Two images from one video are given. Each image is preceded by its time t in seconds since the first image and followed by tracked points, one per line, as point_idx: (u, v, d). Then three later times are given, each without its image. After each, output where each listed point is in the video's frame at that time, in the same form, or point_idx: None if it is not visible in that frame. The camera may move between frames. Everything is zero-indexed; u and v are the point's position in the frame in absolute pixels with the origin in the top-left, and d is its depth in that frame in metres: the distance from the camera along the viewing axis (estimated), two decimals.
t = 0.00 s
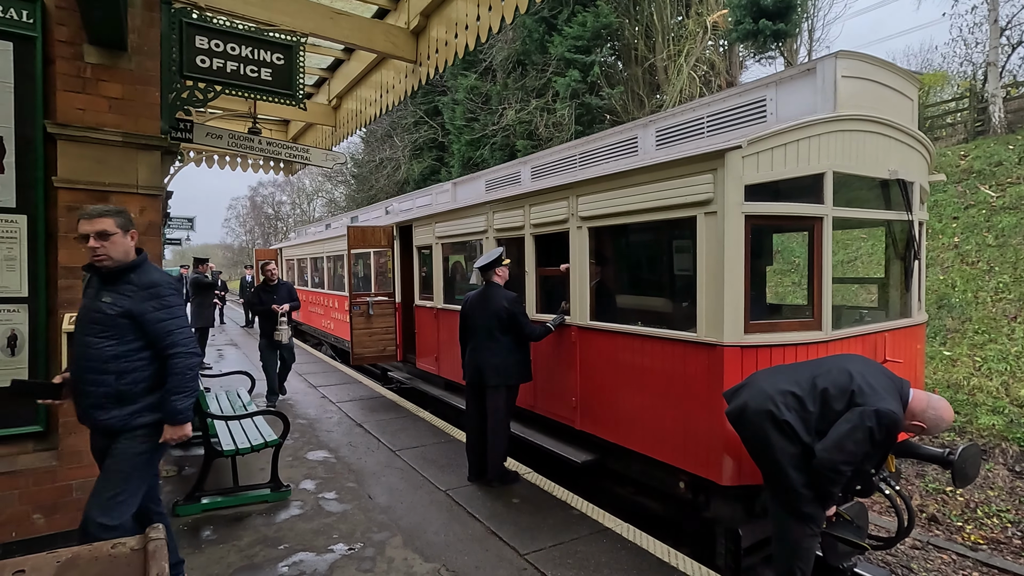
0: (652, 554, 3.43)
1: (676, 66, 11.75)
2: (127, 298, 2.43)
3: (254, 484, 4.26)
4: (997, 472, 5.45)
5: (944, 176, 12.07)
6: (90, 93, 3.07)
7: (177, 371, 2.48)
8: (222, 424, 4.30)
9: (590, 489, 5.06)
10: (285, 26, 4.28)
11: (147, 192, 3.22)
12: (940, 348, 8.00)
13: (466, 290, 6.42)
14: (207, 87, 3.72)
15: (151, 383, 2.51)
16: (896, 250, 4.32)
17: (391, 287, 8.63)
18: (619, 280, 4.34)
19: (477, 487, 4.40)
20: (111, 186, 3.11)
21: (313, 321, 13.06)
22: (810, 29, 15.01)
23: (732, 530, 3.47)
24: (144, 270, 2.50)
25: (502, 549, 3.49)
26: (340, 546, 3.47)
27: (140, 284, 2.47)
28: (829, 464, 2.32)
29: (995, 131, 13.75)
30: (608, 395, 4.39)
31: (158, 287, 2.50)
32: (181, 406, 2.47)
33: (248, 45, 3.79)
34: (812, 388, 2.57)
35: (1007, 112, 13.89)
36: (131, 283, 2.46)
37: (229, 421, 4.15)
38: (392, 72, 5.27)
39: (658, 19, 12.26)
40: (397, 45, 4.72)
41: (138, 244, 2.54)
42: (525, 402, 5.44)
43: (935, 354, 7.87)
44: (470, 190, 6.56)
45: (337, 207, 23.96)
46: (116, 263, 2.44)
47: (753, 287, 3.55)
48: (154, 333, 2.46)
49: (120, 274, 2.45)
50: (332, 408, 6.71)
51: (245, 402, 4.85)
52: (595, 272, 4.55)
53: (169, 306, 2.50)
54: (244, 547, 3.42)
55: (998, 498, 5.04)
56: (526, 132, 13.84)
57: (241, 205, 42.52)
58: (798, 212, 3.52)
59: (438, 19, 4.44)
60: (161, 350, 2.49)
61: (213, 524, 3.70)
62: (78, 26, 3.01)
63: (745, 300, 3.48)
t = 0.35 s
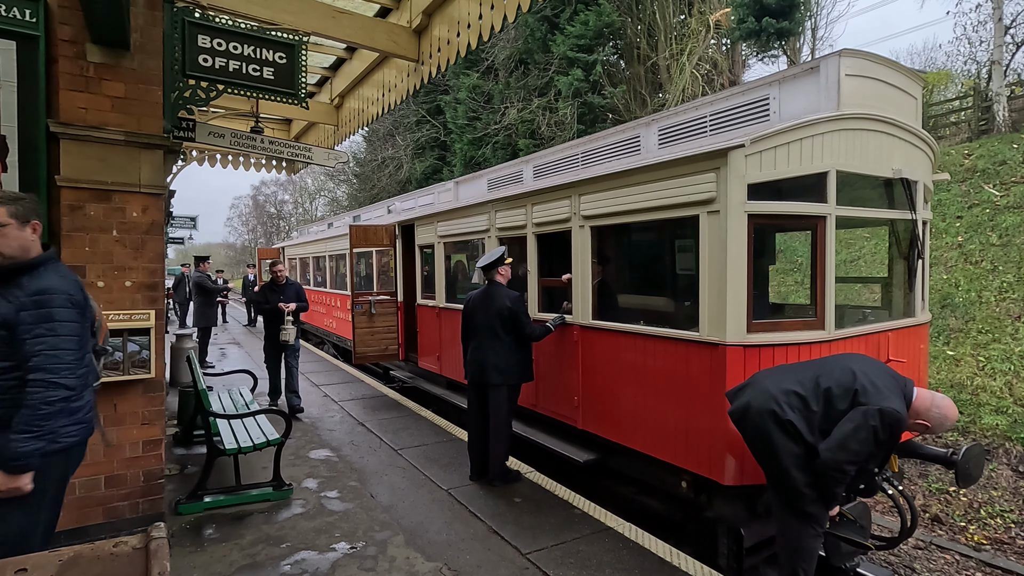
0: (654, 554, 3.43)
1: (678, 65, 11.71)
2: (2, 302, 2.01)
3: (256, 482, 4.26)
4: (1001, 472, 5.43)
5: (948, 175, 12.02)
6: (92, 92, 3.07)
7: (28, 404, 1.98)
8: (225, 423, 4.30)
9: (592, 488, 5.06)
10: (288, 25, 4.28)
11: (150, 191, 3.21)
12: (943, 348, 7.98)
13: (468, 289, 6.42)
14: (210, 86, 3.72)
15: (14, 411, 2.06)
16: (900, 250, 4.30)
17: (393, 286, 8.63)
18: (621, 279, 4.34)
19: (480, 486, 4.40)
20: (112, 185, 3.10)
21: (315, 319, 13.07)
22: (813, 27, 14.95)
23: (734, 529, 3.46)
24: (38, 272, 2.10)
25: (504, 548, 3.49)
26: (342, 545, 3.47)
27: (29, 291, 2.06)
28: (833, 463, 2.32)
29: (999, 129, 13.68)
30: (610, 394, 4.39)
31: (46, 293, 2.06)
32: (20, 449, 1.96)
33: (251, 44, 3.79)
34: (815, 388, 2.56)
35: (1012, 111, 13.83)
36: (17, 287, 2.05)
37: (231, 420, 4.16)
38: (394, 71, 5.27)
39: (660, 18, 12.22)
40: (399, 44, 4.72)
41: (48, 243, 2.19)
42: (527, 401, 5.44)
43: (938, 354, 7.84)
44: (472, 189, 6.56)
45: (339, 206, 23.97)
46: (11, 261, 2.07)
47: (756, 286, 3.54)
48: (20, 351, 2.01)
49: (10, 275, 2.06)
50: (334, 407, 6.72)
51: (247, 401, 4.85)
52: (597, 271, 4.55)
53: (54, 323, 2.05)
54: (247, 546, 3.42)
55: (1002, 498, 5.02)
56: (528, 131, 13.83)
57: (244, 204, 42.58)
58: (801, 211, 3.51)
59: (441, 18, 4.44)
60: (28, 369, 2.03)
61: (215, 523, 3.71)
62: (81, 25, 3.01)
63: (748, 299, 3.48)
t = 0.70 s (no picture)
0: (656, 554, 3.42)
1: (681, 65, 11.70)
2: None
3: (258, 481, 4.26)
4: (1004, 473, 5.42)
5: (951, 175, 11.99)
6: (95, 91, 3.06)
7: None
8: (227, 422, 4.30)
9: (594, 488, 5.05)
10: (290, 24, 4.28)
11: (152, 190, 3.21)
12: (946, 348, 7.96)
13: (471, 288, 6.42)
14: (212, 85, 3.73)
15: None
16: (903, 250, 4.29)
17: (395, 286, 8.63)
18: (624, 279, 4.33)
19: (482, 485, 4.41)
20: (115, 184, 3.10)
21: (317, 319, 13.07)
22: (816, 26, 14.92)
23: (736, 529, 3.46)
24: None
25: (506, 548, 3.49)
26: (344, 544, 3.47)
27: None
28: (835, 463, 2.31)
29: (1003, 129, 13.64)
30: (612, 394, 4.39)
31: None
32: None
33: (253, 43, 3.79)
34: (818, 387, 2.55)
35: (1015, 111, 13.79)
36: None
37: (232, 419, 4.16)
38: (396, 70, 5.26)
39: (663, 17, 12.21)
40: (402, 44, 4.72)
41: None
42: (529, 401, 5.44)
43: (941, 354, 7.82)
44: (474, 188, 6.55)
45: (341, 205, 23.99)
46: None
47: (758, 286, 3.53)
48: None
49: None
50: (336, 407, 6.72)
51: (250, 400, 4.85)
52: (599, 270, 4.54)
53: None
54: (249, 545, 3.43)
55: (1005, 499, 5.01)
56: (530, 131, 13.83)
57: (246, 203, 42.64)
58: (804, 210, 3.50)
59: (443, 17, 4.44)
60: None
61: (217, 522, 3.72)
62: (84, 24, 3.01)
63: (751, 299, 3.47)
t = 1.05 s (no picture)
0: (658, 554, 3.42)
1: (682, 64, 11.69)
2: None
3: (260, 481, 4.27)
4: (1006, 473, 5.40)
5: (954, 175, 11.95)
6: (97, 91, 3.07)
7: None
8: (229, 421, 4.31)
9: (595, 487, 5.05)
10: (291, 24, 4.28)
11: (154, 189, 3.21)
12: (948, 348, 7.94)
13: (472, 288, 6.42)
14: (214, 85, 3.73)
15: None
16: (906, 250, 4.28)
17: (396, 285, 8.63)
18: (625, 279, 4.33)
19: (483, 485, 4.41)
20: (117, 184, 3.11)
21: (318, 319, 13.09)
22: (818, 26, 14.91)
23: (738, 529, 3.45)
24: None
25: (508, 547, 3.49)
26: (345, 544, 3.47)
27: None
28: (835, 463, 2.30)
29: (1005, 129, 13.61)
30: (613, 393, 4.38)
31: None
32: None
33: (255, 43, 3.79)
34: (818, 388, 2.55)
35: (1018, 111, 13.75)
36: None
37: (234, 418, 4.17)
38: (398, 70, 5.26)
39: (665, 17, 12.20)
40: (403, 43, 4.72)
41: None
42: (530, 400, 5.43)
43: (943, 355, 7.81)
44: (475, 188, 6.55)
45: (342, 205, 24.00)
46: None
47: (760, 286, 3.52)
48: None
49: None
50: (338, 406, 6.72)
51: (251, 400, 4.86)
52: (601, 270, 4.54)
53: None
54: (250, 544, 3.43)
55: (1008, 500, 4.99)
56: (531, 131, 13.84)
57: (248, 203, 42.69)
58: (806, 210, 3.50)
59: (445, 17, 4.44)
60: None
61: (219, 521, 3.72)
62: (86, 24, 3.01)
63: (752, 299, 3.47)
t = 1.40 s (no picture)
0: (659, 554, 3.42)
1: (684, 64, 11.68)
2: None
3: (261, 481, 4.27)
4: (1009, 474, 5.39)
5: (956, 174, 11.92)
6: (99, 91, 3.07)
7: None
8: (230, 421, 4.31)
9: (596, 488, 5.05)
10: (293, 24, 4.29)
11: (156, 189, 3.22)
12: (950, 349, 7.92)
13: (473, 288, 6.42)
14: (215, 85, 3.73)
15: None
16: (907, 249, 4.28)
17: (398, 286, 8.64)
18: (626, 279, 4.33)
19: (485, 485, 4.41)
20: (119, 184, 3.11)
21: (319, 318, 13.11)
22: (819, 26, 14.89)
23: (739, 530, 3.44)
24: None
25: (509, 547, 3.49)
26: (346, 544, 3.47)
27: None
28: (840, 465, 2.30)
29: (1008, 129, 13.58)
30: (614, 394, 4.38)
31: None
32: None
33: (256, 43, 3.80)
34: (822, 388, 2.54)
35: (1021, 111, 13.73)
36: None
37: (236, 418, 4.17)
38: (399, 70, 5.27)
39: (666, 17, 12.20)
40: (404, 43, 4.72)
41: None
42: (531, 401, 5.43)
43: (945, 355, 7.79)
44: (476, 188, 6.55)
45: (344, 205, 24.03)
46: None
47: (761, 286, 3.52)
48: None
49: None
50: (339, 406, 6.73)
51: (253, 399, 4.86)
52: (602, 270, 4.53)
53: None
54: (252, 544, 3.43)
55: (1010, 501, 4.98)
56: (533, 131, 13.84)
57: (250, 203, 42.78)
58: (807, 210, 3.49)
59: (446, 17, 4.44)
60: None
61: (221, 521, 3.72)
62: (88, 24, 3.01)
63: (753, 299, 3.46)
